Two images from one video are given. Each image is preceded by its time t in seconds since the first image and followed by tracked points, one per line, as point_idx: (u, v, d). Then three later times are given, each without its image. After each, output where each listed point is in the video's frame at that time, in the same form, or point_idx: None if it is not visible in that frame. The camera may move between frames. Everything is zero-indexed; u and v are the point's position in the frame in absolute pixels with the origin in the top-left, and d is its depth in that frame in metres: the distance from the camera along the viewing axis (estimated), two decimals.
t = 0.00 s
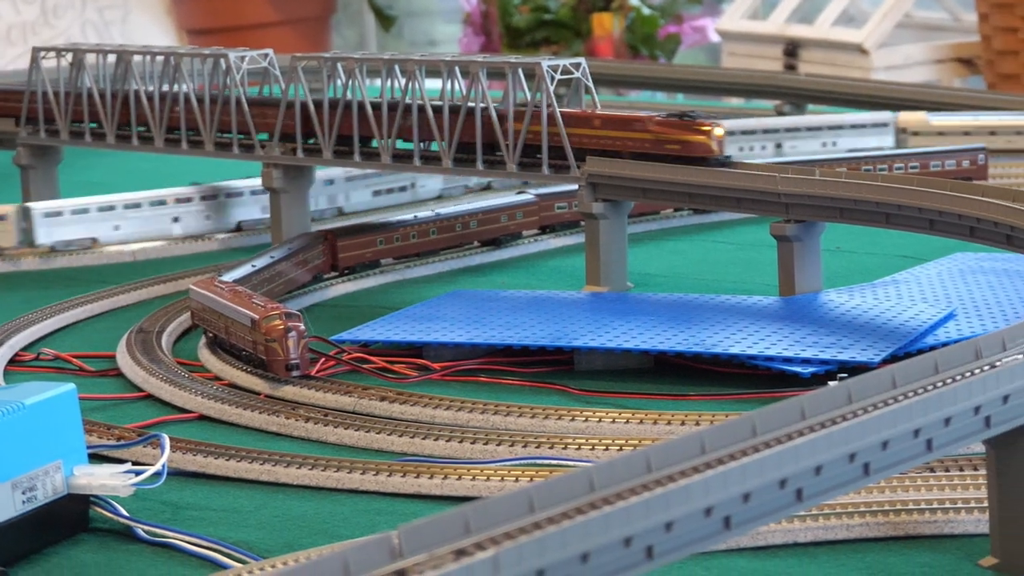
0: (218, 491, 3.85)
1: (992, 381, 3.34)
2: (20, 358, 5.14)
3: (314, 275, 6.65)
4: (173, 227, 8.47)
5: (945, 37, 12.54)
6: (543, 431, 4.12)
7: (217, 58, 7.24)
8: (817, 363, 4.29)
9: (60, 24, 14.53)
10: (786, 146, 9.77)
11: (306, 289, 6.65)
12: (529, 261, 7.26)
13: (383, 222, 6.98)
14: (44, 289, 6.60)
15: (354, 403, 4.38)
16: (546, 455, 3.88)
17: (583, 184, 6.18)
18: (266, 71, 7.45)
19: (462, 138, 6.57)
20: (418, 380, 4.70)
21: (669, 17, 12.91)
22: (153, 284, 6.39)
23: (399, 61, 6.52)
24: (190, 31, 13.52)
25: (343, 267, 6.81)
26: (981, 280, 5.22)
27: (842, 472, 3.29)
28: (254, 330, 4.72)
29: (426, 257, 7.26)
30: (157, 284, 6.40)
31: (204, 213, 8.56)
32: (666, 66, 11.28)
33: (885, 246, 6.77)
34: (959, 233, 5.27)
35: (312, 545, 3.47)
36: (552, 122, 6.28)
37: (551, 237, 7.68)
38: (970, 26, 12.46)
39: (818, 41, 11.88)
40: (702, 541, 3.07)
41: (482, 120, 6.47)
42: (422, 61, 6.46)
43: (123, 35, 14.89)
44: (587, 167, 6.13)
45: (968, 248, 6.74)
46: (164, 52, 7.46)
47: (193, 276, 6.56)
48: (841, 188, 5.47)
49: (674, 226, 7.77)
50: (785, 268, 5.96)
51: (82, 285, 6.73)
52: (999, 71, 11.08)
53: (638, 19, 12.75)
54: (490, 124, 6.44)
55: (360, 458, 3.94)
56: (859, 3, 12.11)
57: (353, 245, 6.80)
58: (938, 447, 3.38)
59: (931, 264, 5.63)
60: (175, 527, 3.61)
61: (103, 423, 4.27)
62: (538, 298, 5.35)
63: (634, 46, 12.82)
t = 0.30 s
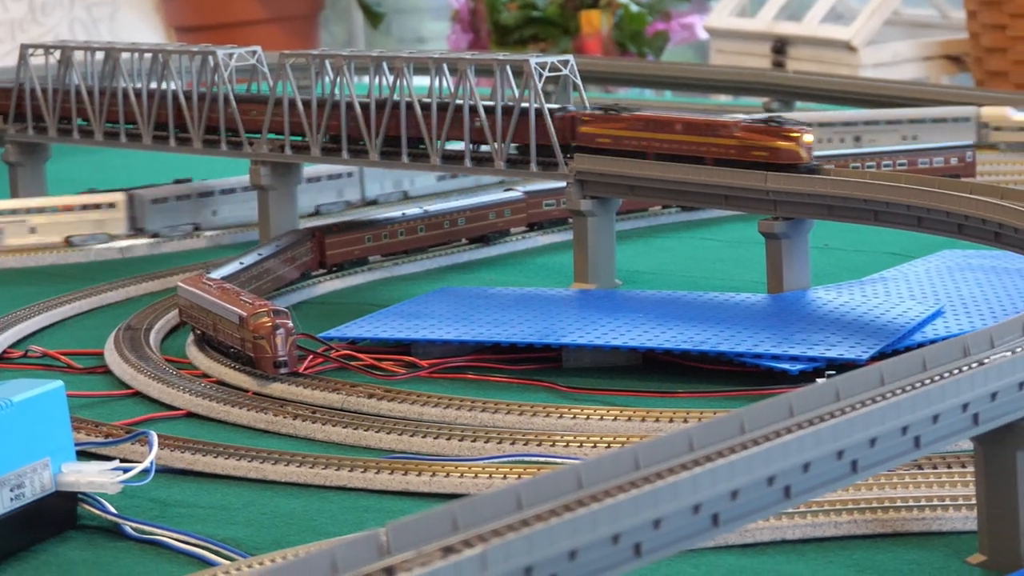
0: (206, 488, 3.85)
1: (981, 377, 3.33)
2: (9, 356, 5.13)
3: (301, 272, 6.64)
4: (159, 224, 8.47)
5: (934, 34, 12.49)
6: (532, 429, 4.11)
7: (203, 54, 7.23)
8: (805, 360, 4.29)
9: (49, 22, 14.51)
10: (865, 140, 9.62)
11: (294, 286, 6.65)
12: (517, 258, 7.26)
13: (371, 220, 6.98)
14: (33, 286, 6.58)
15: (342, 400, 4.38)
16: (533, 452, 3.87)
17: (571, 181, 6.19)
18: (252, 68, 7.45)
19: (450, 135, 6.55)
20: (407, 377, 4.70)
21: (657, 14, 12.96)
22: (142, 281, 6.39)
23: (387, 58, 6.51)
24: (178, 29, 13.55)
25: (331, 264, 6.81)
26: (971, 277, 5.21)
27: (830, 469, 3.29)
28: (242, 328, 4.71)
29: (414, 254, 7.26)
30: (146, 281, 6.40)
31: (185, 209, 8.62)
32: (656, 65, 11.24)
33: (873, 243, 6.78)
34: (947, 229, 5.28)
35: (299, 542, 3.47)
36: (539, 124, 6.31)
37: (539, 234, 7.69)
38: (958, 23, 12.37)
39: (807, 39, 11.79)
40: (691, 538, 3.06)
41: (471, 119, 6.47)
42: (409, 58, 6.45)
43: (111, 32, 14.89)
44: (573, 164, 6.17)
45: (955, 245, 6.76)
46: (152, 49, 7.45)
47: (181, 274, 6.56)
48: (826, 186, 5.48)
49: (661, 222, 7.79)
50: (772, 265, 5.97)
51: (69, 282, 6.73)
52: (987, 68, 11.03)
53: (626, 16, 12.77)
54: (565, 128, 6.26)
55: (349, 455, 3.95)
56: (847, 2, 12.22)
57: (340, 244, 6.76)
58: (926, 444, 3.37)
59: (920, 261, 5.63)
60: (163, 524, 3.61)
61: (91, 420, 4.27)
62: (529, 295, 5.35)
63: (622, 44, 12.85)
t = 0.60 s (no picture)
0: (200, 480, 3.93)
1: (956, 371, 3.40)
2: (6, 350, 5.20)
3: (293, 269, 6.71)
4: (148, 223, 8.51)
5: (909, 37, 12.79)
6: (518, 422, 4.17)
7: (197, 56, 7.33)
8: (783, 355, 4.37)
9: (45, 24, 14.63)
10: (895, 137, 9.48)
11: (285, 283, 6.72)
12: (502, 255, 7.34)
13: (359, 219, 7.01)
14: (28, 283, 6.66)
15: (332, 394, 4.45)
16: (518, 445, 3.94)
17: (555, 180, 6.26)
18: (244, 70, 7.56)
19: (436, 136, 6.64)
20: (395, 372, 4.77)
21: (639, 17, 13.14)
22: (136, 278, 6.47)
23: (375, 60, 6.62)
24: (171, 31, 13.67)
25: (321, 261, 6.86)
26: (947, 274, 5.29)
27: (808, 461, 3.35)
28: (233, 323, 4.79)
29: (402, 251, 7.32)
30: (141, 278, 6.49)
31: (180, 208, 8.65)
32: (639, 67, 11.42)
33: (851, 240, 6.87)
34: (921, 228, 5.32)
35: (289, 532, 3.55)
36: (524, 125, 6.39)
37: (524, 232, 7.74)
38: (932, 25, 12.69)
39: (786, 41, 11.98)
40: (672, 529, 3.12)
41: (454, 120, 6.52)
42: (398, 61, 6.56)
43: (106, 35, 14.98)
44: (558, 164, 6.22)
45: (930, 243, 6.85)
46: (147, 51, 7.54)
47: (175, 271, 6.65)
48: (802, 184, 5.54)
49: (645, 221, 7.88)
50: (750, 262, 6.07)
51: (63, 279, 6.80)
52: (961, 69, 11.34)
53: (609, 19, 12.89)
54: (641, 136, 6.31)
55: (339, 449, 4.02)
56: (824, 4, 12.37)
57: (330, 240, 6.82)
58: (902, 437, 3.45)
59: (893, 259, 5.71)
60: (157, 515, 3.69)
61: (86, 413, 4.34)
62: (516, 292, 5.42)
63: (605, 46, 12.98)
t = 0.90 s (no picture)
0: (195, 467, 4.09)
1: (918, 363, 3.54)
2: (11, 343, 5.35)
3: (285, 266, 6.82)
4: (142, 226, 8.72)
5: (874, 44, 12.65)
6: (501, 412, 4.27)
7: (193, 63, 7.48)
8: (754, 347, 4.51)
9: (48, 32, 14.79)
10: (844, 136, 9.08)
11: (278, 279, 6.83)
12: (485, 253, 7.43)
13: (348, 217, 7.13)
14: (30, 280, 6.81)
15: (323, 385, 4.56)
16: (502, 434, 4.04)
17: (536, 180, 6.36)
18: (239, 76, 7.70)
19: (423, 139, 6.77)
20: (382, 364, 4.91)
21: (616, 25, 13.30)
22: (135, 275, 6.63)
23: (364, 66, 6.78)
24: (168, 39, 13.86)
25: (311, 258, 6.96)
26: (911, 271, 5.46)
27: (777, 449, 3.47)
28: (228, 318, 4.91)
29: (388, 249, 7.44)
30: (140, 275, 6.64)
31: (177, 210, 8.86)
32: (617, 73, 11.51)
33: (819, 238, 6.98)
34: (885, 226, 5.50)
35: (281, 518, 3.70)
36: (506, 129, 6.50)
37: (506, 230, 7.82)
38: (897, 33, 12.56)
39: (756, 48, 12.05)
40: (648, 514, 3.23)
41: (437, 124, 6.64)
42: (386, 66, 6.74)
43: (107, 42, 15.18)
44: (539, 165, 6.32)
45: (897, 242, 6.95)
46: (145, 57, 7.69)
47: (172, 268, 6.81)
48: (767, 186, 5.66)
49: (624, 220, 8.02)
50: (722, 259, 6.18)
51: (64, 276, 6.95)
52: (924, 75, 11.23)
53: (586, 27, 12.95)
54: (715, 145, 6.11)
55: (328, 437, 4.14)
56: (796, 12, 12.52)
57: (321, 238, 6.97)
58: (867, 426, 3.58)
59: (859, 256, 5.87)
60: (155, 501, 3.85)
61: (87, 403, 4.50)
62: (501, 289, 5.56)
63: (583, 53, 13.04)
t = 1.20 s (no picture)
0: (191, 454, 4.26)
1: (880, 355, 3.69)
2: (15, 337, 5.52)
3: (278, 263, 6.92)
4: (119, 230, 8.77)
5: (839, 52, 12.38)
6: (483, 401, 4.39)
7: (190, 70, 7.64)
8: (725, 341, 4.68)
9: (52, 40, 15.04)
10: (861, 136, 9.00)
11: (271, 275, 6.96)
12: (469, 251, 7.58)
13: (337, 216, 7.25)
14: (33, 277, 6.98)
15: (314, 375, 4.71)
16: (484, 422, 4.16)
17: (517, 181, 6.53)
18: (234, 81, 7.86)
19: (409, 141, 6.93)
20: (371, 356, 5.06)
21: (594, 33, 13.44)
22: (134, 271, 6.80)
23: (353, 72, 6.94)
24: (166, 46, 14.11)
25: (303, 255, 7.06)
26: (875, 268, 5.62)
27: (747, 438, 3.60)
28: (224, 312, 5.06)
29: (375, 247, 7.57)
30: (138, 271, 6.81)
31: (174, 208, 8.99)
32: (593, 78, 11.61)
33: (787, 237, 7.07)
34: (850, 225, 5.53)
35: (274, 503, 3.86)
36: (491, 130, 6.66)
37: (487, 229, 7.99)
38: (862, 42, 12.28)
39: (727, 55, 12.03)
40: (624, 499, 3.32)
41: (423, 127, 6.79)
42: (374, 72, 6.90)
43: (108, 50, 15.50)
44: (521, 166, 6.46)
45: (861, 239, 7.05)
46: (145, 63, 7.87)
47: (170, 264, 6.98)
48: (735, 185, 5.78)
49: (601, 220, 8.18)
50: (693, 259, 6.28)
51: (65, 272, 7.13)
52: (886, 81, 11.10)
53: (565, 35, 13.13)
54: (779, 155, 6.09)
55: (319, 426, 4.29)
56: (762, 20, 12.33)
57: (313, 237, 7.05)
58: (833, 415, 3.71)
59: (825, 254, 6.01)
60: (154, 487, 4.02)
61: (88, 393, 4.67)
62: (485, 285, 5.71)
63: (562, 60, 13.21)
